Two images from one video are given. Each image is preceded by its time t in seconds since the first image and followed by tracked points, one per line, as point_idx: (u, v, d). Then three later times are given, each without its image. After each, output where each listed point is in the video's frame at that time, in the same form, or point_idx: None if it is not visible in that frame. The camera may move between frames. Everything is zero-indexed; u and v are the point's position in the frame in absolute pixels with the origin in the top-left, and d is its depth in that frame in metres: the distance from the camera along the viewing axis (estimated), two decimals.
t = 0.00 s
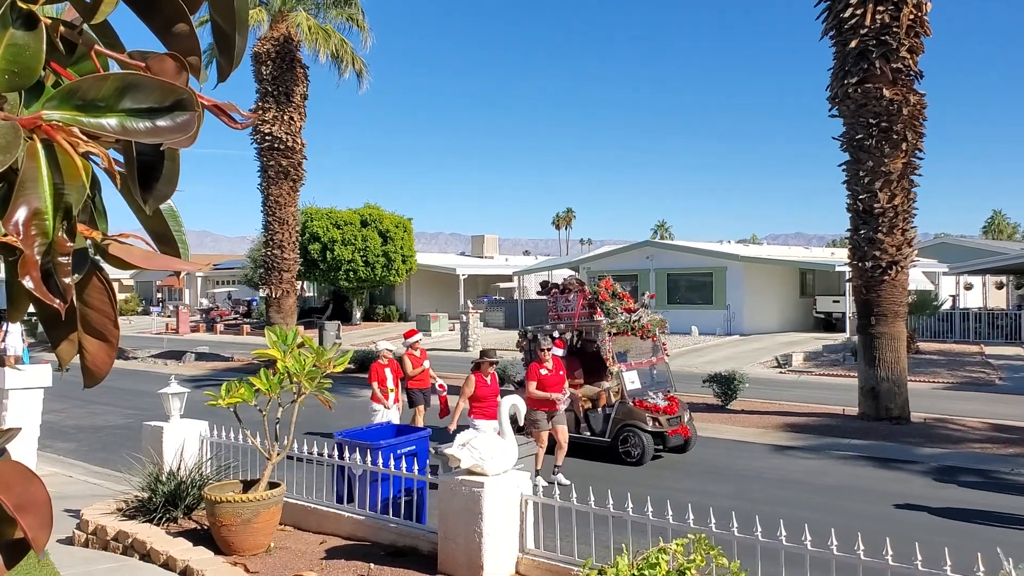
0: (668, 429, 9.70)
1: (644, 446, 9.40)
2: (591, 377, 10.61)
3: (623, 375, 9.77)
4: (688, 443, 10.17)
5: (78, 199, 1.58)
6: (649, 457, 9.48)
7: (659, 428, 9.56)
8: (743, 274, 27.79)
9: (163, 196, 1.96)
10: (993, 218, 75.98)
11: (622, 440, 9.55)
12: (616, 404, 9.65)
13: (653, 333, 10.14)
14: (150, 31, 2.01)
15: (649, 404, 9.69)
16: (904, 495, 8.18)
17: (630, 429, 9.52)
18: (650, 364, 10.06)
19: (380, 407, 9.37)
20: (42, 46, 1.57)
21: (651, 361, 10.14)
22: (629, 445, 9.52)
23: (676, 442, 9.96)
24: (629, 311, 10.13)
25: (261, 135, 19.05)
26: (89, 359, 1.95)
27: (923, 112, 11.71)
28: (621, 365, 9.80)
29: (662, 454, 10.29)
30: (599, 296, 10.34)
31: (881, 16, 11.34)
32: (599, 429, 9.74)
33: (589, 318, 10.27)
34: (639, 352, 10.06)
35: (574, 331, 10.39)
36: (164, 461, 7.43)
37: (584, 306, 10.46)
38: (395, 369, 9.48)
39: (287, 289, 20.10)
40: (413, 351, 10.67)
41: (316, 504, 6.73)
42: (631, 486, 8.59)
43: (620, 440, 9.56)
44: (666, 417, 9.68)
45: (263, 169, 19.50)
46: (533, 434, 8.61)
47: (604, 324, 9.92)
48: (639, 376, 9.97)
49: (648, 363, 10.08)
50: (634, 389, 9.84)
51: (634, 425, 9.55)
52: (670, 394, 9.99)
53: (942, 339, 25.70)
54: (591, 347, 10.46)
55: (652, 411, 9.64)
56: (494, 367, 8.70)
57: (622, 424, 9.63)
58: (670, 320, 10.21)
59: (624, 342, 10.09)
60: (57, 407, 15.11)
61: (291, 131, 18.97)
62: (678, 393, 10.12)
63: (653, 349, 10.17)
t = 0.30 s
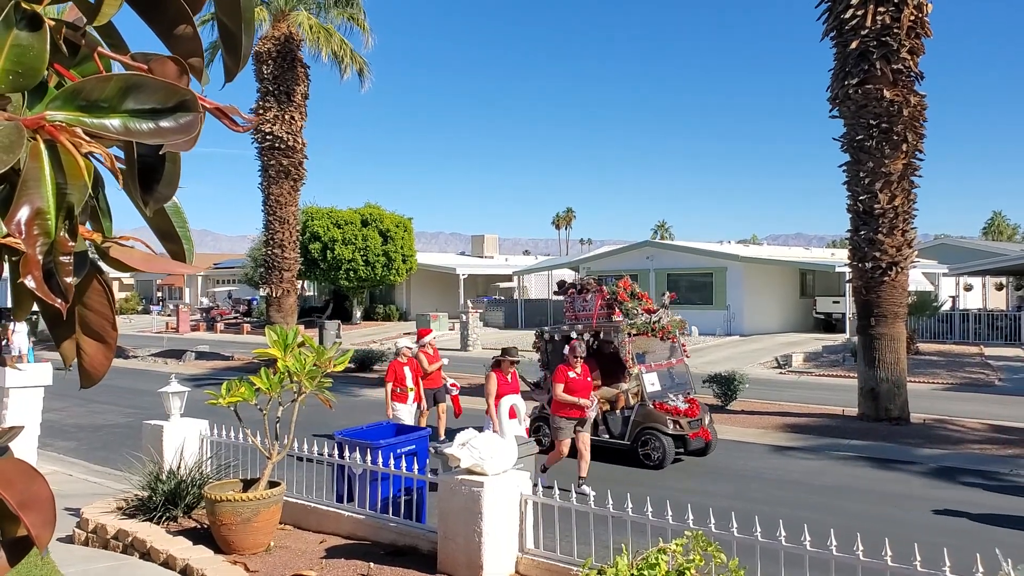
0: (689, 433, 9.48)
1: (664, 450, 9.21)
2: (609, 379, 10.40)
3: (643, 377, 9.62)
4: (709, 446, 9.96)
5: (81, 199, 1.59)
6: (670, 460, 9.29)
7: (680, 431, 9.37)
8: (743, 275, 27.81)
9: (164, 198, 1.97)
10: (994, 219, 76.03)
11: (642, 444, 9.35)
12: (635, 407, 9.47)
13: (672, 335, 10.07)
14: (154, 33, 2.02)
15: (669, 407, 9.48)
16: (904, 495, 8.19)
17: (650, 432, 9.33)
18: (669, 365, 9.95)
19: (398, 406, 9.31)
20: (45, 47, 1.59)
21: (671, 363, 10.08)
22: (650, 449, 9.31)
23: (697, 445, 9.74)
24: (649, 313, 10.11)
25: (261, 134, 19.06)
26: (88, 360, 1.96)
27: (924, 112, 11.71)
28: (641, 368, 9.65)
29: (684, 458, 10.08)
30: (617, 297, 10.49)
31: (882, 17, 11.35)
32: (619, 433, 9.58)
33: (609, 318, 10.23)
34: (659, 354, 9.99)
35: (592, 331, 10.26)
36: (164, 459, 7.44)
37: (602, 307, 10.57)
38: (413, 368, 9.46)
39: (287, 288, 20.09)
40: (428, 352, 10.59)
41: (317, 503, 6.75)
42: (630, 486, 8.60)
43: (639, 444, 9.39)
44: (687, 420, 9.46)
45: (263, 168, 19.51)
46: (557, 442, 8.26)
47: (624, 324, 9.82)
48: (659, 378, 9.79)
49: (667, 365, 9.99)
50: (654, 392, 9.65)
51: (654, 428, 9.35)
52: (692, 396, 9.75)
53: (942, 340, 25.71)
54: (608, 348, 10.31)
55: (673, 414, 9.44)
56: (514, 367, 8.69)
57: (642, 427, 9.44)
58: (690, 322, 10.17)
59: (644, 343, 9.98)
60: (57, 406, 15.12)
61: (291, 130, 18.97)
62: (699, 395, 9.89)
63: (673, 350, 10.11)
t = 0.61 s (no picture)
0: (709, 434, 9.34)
1: (684, 451, 9.09)
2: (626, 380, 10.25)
3: (663, 377, 9.42)
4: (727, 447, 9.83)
5: (75, 198, 1.58)
6: (690, 461, 9.17)
7: (699, 433, 9.24)
8: (741, 274, 27.82)
9: (162, 194, 1.96)
10: (992, 219, 76.11)
11: (661, 445, 9.24)
12: (654, 408, 9.37)
13: (692, 335, 9.71)
14: (152, 29, 2.01)
15: (688, 408, 9.34)
16: (901, 495, 8.20)
17: (670, 433, 9.22)
18: (687, 366, 9.64)
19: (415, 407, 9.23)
20: (41, 44, 1.58)
21: (689, 364, 9.74)
22: (670, 451, 9.20)
23: (716, 447, 9.64)
24: (668, 312, 9.76)
25: (259, 133, 19.05)
26: (88, 355, 1.96)
27: (922, 112, 11.73)
28: (660, 368, 9.45)
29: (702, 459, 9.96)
30: (635, 296, 10.10)
31: (881, 16, 11.35)
32: (637, 434, 9.51)
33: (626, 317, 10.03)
34: (677, 355, 9.62)
35: (609, 332, 10.05)
36: (161, 457, 7.43)
37: (620, 306, 10.23)
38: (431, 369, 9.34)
39: (286, 286, 20.06)
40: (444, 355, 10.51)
41: (314, 501, 6.74)
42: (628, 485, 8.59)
43: (658, 446, 9.25)
44: (706, 422, 9.30)
45: (262, 166, 19.50)
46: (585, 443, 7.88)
47: (642, 324, 9.56)
48: (678, 379, 9.55)
49: (685, 366, 9.67)
50: (673, 393, 9.45)
51: (673, 430, 9.23)
52: (711, 398, 9.54)
53: (941, 340, 25.73)
54: (625, 348, 10.11)
55: (692, 415, 9.30)
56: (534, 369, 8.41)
57: (661, 428, 9.33)
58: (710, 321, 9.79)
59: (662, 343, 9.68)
60: (55, 404, 15.10)
61: (290, 128, 18.96)
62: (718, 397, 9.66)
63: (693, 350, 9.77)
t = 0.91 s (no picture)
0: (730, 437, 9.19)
1: (706, 455, 8.92)
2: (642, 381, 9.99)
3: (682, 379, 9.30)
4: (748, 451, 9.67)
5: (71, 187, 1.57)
6: (711, 465, 9.00)
7: (720, 436, 9.07)
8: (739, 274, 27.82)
9: (160, 190, 1.95)
10: (991, 220, 76.18)
11: (681, 448, 9.09)
12: (673, 410, 9.23)
13: (712, 335, 9.73)
14: (151, 27, 2.01)
15: (709, 410, 9.18)
16: (899, 495, 8.20)
17: (690, 436, 9.07)
18: (706, 366, 9.59)
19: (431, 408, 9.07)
20: (37, 36, 1.57)
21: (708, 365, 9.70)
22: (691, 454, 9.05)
23: (737, 450, 9.48)
24: (688, 311, 9.75)
25: (258, 131, 19.06)
26: (81, 352, 1.95)
27: (921, 113, 11.73)
28: (680, 369, 9.33)
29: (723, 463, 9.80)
30: (654, 295, 9.97)
31: (880, 17, 11.35)
32: (656, 437, 9.36)
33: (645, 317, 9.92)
34: (696, 356, 9.60)
35: (627, 332, 9.64)
36: (159, 455, 7.42)
37: (638, 305, 10.07)
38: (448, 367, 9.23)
39: (284, 284, 20.03)
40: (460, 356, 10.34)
41: (311, 499, 6.74)
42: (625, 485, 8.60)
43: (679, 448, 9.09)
44: (727, 424, 9.13)
45: (260, 164, 19.49)
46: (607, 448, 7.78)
47: (663, 324, 9.45)
48: (697, 380, 9.46)
49: (704, 367, 9.61)
50: (693, 394, 9.31)
51: (694, 432, 9.08)
52: (732, 400, 9.41)
53: (939, 341, 25.75)
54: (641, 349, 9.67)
55: (713, 418, 9.12)
56: (555, 368, 7.57)
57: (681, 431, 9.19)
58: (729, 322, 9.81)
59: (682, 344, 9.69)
60: (52, 401, 15.08)
61: (289, 126, 18.95)
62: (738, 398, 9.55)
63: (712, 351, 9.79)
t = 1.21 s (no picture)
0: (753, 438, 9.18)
1: (728, 456, 8.92)
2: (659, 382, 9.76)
3: (704, 380, 9.29)
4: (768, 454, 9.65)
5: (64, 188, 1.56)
6: (733, 467, 9.01)
7: (743, 437, 9.07)
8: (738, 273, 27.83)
9: (154, 190, 1.95)
10: (989, 221, 76.30)
11: (703, 450, 9.07)
12: (693, 411, 9.19)
13: (734, 335, 9.51)
14: (147, 24, 2.00)
15: (732, 411, 9.17)
16: (896, 495, 8.21)
17: (713, 437, 9.05)
18: (727, 367, 9.58)
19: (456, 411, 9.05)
20: (31, 35, 1.56)
21: (729, 366, 9.67)
22: (714, 456, 9.03)
23: (759, 453, 9.49)
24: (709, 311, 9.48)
25: (257, 129, 19.03)
26: (72, 352, 1.95)
27: (919, 113, 11.73)
28: (702, 370, 9.31)
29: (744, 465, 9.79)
30: (674, 295, 9.64)
31: (879, 17, 11.35)
32: (676, 439, 9.26)
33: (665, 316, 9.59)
34: (716, 356, 9.55)
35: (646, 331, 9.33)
36: (156, 453, 7.41)
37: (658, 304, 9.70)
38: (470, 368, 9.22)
39: (282, 282, 20.01)
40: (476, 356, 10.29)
41: (309, 497, 6.73)
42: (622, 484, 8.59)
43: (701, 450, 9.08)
44: (750, 425, 9.12)
45: (259, 162, 19.47)
46: (625, 455, 7.68)
47: (685, 325, 9.22)
48: (718, 381, 9.45)
49: (725, 367, 9.61)
50: (715, 395, 9.33)
51: (717, 434, 9.07)
52: (753, 401, 9.44)
53: (937, 341, 25.78)
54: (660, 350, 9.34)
55: (736, 419, 9.14)
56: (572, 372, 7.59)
57: (703, 432, 9.16)
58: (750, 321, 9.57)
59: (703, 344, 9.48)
60: (50, 399, 15.06)
61: (287, 124, 18.92)
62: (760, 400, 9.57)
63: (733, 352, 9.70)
